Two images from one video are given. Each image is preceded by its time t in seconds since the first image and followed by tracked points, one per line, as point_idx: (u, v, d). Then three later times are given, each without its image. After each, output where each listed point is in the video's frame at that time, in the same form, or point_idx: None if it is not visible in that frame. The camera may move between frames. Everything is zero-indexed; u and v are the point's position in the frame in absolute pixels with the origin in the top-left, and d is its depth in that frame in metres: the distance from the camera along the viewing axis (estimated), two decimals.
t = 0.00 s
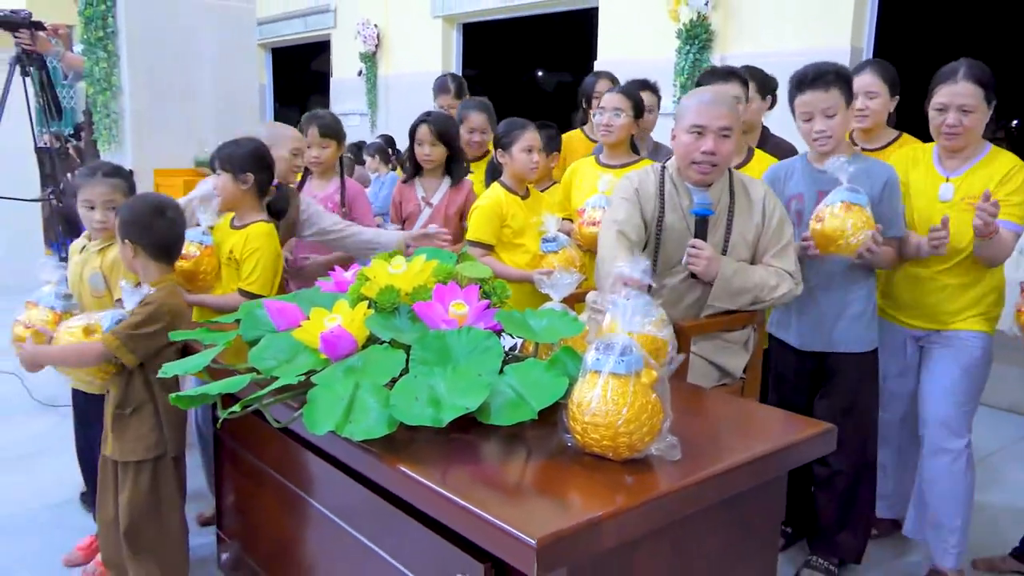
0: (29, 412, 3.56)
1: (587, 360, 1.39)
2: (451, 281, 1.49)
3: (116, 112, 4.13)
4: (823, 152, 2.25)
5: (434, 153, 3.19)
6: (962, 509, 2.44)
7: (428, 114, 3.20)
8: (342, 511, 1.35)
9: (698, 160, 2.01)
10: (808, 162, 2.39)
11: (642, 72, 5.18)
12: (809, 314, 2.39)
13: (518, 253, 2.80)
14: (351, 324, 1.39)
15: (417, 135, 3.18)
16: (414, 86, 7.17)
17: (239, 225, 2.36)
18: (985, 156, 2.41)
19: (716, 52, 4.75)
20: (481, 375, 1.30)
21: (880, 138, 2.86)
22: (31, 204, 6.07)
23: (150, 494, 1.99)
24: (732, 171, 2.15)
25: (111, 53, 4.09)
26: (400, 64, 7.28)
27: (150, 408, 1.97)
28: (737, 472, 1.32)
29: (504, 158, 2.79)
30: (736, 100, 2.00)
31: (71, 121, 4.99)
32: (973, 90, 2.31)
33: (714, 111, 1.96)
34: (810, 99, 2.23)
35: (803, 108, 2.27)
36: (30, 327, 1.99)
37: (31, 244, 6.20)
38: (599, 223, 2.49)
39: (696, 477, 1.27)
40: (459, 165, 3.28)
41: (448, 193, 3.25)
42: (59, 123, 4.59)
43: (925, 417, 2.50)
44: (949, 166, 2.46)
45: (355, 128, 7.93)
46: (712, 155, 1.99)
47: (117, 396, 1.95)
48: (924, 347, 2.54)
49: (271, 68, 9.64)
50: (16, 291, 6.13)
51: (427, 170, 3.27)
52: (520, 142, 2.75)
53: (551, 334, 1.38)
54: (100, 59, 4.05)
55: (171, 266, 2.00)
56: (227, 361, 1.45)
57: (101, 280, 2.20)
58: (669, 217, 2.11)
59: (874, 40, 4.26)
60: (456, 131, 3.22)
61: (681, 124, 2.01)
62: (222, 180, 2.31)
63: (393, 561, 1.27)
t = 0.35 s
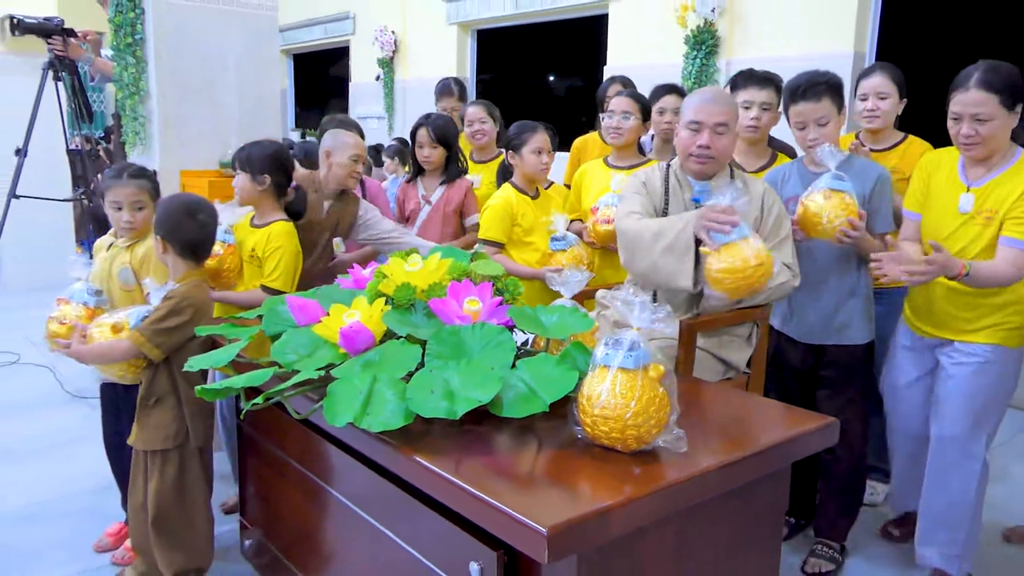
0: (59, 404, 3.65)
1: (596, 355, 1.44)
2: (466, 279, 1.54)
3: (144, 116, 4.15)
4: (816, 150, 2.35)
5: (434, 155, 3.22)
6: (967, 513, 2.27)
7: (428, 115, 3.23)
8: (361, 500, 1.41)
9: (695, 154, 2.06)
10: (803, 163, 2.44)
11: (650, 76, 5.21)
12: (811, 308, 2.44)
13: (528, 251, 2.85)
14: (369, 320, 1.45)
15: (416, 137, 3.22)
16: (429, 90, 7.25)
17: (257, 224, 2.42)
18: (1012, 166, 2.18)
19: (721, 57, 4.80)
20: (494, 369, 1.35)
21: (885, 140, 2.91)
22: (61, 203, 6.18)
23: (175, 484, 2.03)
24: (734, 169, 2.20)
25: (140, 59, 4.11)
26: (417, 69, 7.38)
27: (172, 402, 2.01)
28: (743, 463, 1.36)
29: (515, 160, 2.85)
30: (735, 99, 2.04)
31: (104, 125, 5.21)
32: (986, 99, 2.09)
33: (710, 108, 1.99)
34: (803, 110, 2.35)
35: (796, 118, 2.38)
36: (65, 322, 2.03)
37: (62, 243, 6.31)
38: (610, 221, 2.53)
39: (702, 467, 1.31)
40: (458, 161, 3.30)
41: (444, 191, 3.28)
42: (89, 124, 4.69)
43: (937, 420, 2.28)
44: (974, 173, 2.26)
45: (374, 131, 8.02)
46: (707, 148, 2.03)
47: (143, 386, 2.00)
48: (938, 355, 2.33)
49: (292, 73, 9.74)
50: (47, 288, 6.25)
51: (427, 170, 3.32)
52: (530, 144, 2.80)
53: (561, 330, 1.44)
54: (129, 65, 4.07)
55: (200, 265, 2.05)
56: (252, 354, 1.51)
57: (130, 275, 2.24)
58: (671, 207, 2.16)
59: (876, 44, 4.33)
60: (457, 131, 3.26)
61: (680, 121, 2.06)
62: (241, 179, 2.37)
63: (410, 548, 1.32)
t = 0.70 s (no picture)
0: (87, 395, 3.71)
1: (604, 350, 1.48)
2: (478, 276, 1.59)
3: (167, 120, 4.22)
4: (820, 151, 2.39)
5: (439, 155, 3.27)
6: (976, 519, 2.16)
7: (432, 117, 3.30)
8: (378, 490, 1.46)
9: (697, 154, 2.12)
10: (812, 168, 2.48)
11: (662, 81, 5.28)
12: (817, 307, 2.49)
13: (529, 249, 2.91)
14: (385, 316, 1.50)
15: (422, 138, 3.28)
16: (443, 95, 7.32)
17: (275, 224, 2.48)
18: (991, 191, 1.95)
19: (727, 61, 4.85)
20: (505, 362, 1.39)
21: (894, 143, 2.93)
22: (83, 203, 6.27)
23: (202, 475, 2.08)
24: (736, 170, 2.27)
25: (165, 65, 4.19)
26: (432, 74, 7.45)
27: (200, 392, 2.06)
28: (747, 454, 1.40)
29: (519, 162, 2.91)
30: (737, 101, 2.10)
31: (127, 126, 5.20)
32: (944, 140, 1.87)
33: (711, 110, 2.06)
34: (813, 112, 2.40)
35: (806, 121, 2.43)
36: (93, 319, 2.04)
37: (90, 244, 6.39)
38: (617, 223, 2.57)
39: (706, 459, 1.35)
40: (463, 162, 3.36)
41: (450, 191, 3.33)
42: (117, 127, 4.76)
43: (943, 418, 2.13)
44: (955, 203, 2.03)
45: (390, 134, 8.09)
46: (708, 149, 2.10)
47: (172, 378, 2.05)
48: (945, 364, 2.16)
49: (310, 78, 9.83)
50: (74, 287, 6.34)
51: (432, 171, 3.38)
52: (533, 146, 2.85)
53: (571, 325, 1.48)
54: (154, 70, 4.16)
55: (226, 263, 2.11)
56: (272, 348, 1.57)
57: (158, 275, 2.31)
58: (679, 205, 2.19)
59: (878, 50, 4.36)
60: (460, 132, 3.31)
61: (683, 122, 2.12)
62: (258, 180, 2.42)
63: (426, 536, 1.37)
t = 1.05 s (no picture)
0: (112, 389, 3.77)
1: (609, 346, 1.52)
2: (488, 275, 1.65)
3: (190, 122, 4.35)
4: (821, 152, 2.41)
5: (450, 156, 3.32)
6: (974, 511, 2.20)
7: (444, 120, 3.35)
8: (391, 481, 1.51)
9: (702, 154, 2.18)
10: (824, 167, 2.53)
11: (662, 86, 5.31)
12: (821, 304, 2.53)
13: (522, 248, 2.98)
14: (397, 312, 1.55)
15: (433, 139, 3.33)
16: (455, 100, 7.37)
17: (293, 223, 2.53)
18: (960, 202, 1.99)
19: (729, 66, 4.89)
20: (514, 357, 1.44)
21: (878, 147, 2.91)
22: (105, 204, 6.34)
23: (220, 466, 2.14)
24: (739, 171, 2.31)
25: (187, 70, 4.27)
26: (446, 79, 7.51)
27: (219, 385, 2.10)
28: (748, 446, 1.45)
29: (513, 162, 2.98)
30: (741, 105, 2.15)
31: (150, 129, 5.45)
32: (902, 162, 1.94)
33: (717, 113, 2.10)
34: (829, 115, 2.43)
35: (823, 123, 2.47)
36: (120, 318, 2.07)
37: (112, 244, 6.46)
38: (615, 224, 2.64)
39: (708, 451, 1.40)
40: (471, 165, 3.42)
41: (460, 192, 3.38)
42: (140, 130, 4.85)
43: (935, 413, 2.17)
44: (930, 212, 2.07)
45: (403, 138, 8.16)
46: (713, 151, 2.15)
47: (192, 371, 2.10)
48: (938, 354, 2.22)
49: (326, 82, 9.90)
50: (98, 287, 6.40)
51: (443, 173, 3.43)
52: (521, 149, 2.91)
53: (577, 322, 1.53)
54: (176, 76, 4.24)
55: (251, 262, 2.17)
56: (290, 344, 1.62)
57: (185, 274, 2.36)
58: (683, 206, 2.24)
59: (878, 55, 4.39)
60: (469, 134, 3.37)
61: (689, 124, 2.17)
62: (276, 181, 2.47)
63: (437, 526, 1.42)
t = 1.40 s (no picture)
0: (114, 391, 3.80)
1: (601, 344, 1.55)
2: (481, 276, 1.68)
3: (189, 129, 4.37)
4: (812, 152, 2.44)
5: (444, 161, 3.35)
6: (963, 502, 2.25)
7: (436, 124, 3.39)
8: (388, 479, 1.54)
9: (682, 161, 2.21)
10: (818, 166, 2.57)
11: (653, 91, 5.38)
12: (809, 303, 2.57)
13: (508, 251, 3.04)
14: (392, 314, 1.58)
15: (428, 143, 3.36)
16: (447, 105, 7.42)
17: (292, 228, 2.56)
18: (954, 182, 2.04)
19: (715, 70, 4.98)
20: (508, 357, 1.47)
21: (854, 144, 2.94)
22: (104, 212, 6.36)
23: (219, 468, 2.16)
24: (722, 171, 2.34)
25: (186, 78, 4.30)
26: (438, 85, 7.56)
27: (218, 388, 2.13)
28: (736, 441, 1.48)
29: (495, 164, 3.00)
30: (723, 111, 2.18)
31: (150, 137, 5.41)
32: (896, 134, 2.00)
33: (698, 120, 2.14)
34: (829, 116, 2.46)
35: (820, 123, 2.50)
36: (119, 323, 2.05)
37: (109, 249, 6.48)
38: (602, 225, 2.67)
39: (698, 446, 1.43)
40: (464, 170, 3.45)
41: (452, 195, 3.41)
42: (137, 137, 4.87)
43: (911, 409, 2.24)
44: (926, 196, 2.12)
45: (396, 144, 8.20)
46: (693, 157, 2.18)
47: (190, 375, 2.12)
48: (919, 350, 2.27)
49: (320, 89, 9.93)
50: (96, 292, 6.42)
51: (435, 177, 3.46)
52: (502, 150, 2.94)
53: (569, 321, 1.56)
54: (175, 83, 4.28)
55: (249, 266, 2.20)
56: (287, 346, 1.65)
57: (185, 279, 2.38)
58: (668, 210, 2.27)
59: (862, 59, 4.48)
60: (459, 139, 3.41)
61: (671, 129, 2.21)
62: (275, 186, 2.50)
63: (433, 522, 1.45)
